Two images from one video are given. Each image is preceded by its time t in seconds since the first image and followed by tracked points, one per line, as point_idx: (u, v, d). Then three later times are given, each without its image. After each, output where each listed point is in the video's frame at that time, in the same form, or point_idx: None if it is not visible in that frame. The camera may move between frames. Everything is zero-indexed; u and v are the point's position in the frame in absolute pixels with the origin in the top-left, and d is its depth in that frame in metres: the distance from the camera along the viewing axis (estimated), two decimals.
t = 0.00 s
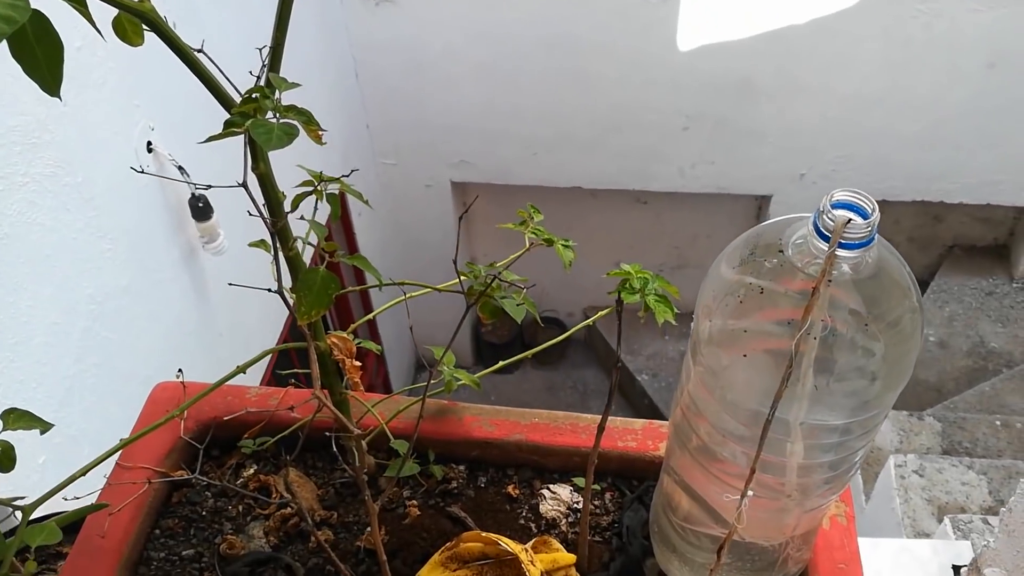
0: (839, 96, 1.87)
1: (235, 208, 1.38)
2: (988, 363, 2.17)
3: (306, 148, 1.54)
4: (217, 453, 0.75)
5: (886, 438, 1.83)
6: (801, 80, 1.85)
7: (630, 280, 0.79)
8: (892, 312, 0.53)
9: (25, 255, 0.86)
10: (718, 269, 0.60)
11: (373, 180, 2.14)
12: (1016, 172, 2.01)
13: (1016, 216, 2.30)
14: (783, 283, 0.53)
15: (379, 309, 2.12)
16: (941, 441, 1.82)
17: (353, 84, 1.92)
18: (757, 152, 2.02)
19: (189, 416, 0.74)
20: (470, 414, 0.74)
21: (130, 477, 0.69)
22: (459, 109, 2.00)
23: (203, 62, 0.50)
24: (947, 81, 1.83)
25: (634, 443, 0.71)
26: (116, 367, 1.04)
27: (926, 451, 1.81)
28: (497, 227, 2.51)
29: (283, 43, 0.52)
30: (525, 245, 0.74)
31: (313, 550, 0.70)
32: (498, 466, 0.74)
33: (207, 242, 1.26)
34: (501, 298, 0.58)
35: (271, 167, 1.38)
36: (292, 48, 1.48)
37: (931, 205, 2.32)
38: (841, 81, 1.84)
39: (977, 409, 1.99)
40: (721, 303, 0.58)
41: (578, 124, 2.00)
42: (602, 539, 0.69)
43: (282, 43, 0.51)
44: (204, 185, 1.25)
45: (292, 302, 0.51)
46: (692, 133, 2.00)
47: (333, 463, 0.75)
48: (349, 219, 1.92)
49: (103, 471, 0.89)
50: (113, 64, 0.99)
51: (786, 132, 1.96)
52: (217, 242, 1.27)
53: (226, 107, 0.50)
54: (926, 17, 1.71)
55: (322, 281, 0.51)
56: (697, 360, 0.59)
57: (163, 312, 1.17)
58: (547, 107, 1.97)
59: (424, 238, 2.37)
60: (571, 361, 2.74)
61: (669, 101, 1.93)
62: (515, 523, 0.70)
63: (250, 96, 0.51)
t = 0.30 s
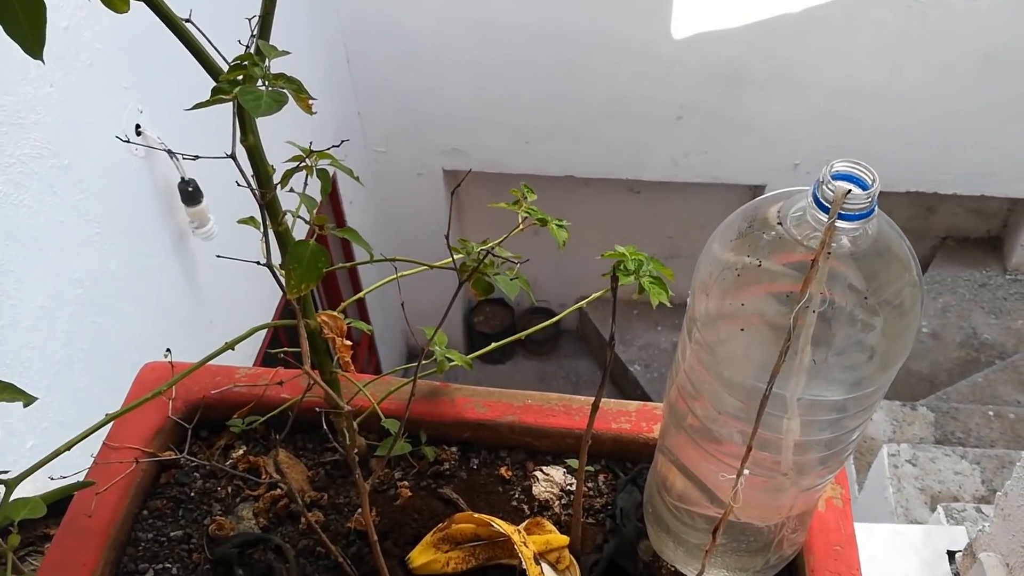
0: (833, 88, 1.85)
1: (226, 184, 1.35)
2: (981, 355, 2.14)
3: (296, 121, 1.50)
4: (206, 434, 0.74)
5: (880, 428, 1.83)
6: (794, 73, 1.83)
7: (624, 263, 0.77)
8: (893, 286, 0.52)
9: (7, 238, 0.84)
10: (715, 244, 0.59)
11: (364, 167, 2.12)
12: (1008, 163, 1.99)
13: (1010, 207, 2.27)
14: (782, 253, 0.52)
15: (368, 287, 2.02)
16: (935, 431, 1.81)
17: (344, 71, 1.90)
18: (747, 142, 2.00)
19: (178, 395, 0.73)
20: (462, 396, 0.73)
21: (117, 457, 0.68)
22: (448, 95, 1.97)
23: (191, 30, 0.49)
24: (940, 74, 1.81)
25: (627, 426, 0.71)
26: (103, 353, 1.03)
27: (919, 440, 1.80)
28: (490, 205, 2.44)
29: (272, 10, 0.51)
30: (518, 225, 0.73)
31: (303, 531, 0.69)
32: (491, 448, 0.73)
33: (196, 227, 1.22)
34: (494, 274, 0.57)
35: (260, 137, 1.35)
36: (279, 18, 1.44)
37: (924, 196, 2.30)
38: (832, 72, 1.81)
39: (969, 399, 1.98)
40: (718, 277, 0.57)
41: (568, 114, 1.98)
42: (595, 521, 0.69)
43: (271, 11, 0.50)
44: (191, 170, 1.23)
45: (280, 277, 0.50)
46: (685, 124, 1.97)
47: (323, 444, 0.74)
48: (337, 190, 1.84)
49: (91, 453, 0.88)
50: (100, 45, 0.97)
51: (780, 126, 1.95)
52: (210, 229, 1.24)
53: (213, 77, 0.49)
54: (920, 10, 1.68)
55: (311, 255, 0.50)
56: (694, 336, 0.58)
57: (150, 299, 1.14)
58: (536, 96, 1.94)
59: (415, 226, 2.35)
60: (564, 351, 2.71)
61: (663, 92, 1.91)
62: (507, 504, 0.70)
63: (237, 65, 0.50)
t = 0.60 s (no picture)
0: (829, 77, 1.82)
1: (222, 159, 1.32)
2: (975, 344, 2.13)
3: (290, 94, 1.46)
4: (198, 417, 0.73)
5: (874, 416, 1.82)
6: (789, 63, 1.81)
7: (619, 244, 0.76)
8: (895, 259, 0.51)
9: None
10: (715, 217, 0.58)
11: (357, 155, 2.10)
12: (1004, 151, 1.97)
13: (1004, 196, 2.23)
14: (785, 225, 0.52)
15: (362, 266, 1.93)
16: (929, 419, 1.80)
17: (337, 58, 1.88)
18: (739, 132, 1.97)
19: (170, 376, 0.72)
20: (457, 377, 0.73)
21: (108, 439, 0.67)
22: (439, 79, 1.94)
23: None
24: (936, 62, 1.77)
25: (623, 407, 0.70)
26: (95, 338, 1.01)
27: (913, 428, 1.79)
28: (486, 184, 2.34)
29: None
30: (513, 205, 0.72)
31: (296, 514, 0.68)
32: (486, 430, 0.73)
33: (188, 213, 1.20)
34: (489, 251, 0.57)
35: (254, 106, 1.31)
36: None
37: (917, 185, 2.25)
38: (827, 58, 1.78)
39: (962, 386, 1.97)
40: (717, 250, 0.56)
41: (560, 102, 1.95)
42: (591, 503, 0.68)
43: None
44: (183, 156, 1.20)
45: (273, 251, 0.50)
46: (682, 111, 1.94)
47: (316, 426, 0.74)
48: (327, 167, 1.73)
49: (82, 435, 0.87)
50: (92, 27, 0.96)
51: (773, 113, 1.92)
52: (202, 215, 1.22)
53: (205, 47, 0.48)
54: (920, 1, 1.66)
55: (304, 230, 0.49)
56: (692, 310, 0.57)
57: (143, 286, 1.12)
58: (527, 83, 1.92)
59: (409, 213, 2.32)
60: (558, 341, 2.67)
61: (659, 80, 1.87)
62: (502, 486, 0.69)
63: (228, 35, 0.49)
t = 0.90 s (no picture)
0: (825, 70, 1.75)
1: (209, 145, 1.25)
2: (968, 333, 2.09)
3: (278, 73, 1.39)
4: (187, 410, 0.72)
5: (869, 405, 1.79)
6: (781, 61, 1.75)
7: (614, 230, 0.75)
8: (897, 234, 0.51)
9: None
10: (713, 197, 0.57)
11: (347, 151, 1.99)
12: (1003, 142, 1.90)
13: (996, 184, 2.17)
14: (786, 200, 0.51)
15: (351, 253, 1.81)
16: (924, 408, 1.78)
17: (325, 52, 1.77)
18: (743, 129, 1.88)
19: (158, 369, 0.71)
20: (451, 367, 0.72)
21: (94, 433, 0.66)
22: (428, 72, 1.85)
23: None
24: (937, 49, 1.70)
25: (620, 395, 0.69)
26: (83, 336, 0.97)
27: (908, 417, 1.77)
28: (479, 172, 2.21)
29: None
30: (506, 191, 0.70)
31: (288, 506, 0.67)
32: (481, 419, 0.72)
33: (176, 208, 1.13)
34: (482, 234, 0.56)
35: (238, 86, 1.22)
36: None
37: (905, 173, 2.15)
38: (823, 50, 1.71)
39: (957, 375, 1.94)
40: (717, 228, 0.55)
41: (553, 98, 1.87)
42: (588, 492, 0.67)
43: None
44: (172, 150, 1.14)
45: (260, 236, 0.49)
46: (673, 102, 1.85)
47: (308, 417, 0.73)
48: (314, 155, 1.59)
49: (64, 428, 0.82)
50: (73, 18, 0.90)
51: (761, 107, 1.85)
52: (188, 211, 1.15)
53: (186, 25, 0.47)
54: None
55: (291, 214, 0.48)
56: (691, 290, 0.56)
57: (137, 284, 1.07)
58: (522, 77, 1.84)
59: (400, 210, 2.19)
60: (551, 336, 2.58)
61: (646, 72, 1.79)
62: (498, 476, 0.68)
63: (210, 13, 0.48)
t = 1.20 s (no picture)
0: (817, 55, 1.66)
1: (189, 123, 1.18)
2: (964, 314, 2.02)
3: (264, 54, 1.34)
4: (180, 403, 0.71)
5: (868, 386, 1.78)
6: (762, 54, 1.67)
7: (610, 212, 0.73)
8: (901, 207, 0.50)
9: None
10: (711, 174, 0.56)
11: (338, 144, 1.89)
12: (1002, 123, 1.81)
13: (989, 164, 2.05)
14: (787, 173, 0.50)
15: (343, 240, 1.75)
16: (922, 388, 1.77)
17: (313, 42, 1.67)
18: (735, 119, 1.78)
19: (150, 361, 0.70)
20: (447, 354, 0.71)
21: (87, 428, 0.65)
22: (416, 63, 1.75)
23: None
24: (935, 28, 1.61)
25: (620, 378, 0.68)
26: (72, 335, 0.94)
27: (906, 397, 1.76)
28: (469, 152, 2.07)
29: None
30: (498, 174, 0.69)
31: (285, 499, 0.66)
32: (479, 407, 0.71)
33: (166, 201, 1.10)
34: (477, 217, 0.55)
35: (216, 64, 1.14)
36: None
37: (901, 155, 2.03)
38: (814, 40, 1.63)
39: (954, 356, 1.91)
40: (717, 204, 0.54)
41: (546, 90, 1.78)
42: (590, 478, 0.66)
43: None
44: (161, 143, 1.10)
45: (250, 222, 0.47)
46: (664, 87, 1.76)
47: (303, 408, 0.72)
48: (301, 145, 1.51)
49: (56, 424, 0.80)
50: (58, 11, 0.87)
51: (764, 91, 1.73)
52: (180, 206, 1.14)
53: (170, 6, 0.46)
54: None
55: (281, 199, 0.47)
56: (691, 268, 0.55)
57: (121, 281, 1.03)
58: (519, 70, 1.75)
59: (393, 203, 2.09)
60: (547, 325, 2.53)
61: (639, 56, 1.70)
62: (498, 463, 0.67)
63: None
